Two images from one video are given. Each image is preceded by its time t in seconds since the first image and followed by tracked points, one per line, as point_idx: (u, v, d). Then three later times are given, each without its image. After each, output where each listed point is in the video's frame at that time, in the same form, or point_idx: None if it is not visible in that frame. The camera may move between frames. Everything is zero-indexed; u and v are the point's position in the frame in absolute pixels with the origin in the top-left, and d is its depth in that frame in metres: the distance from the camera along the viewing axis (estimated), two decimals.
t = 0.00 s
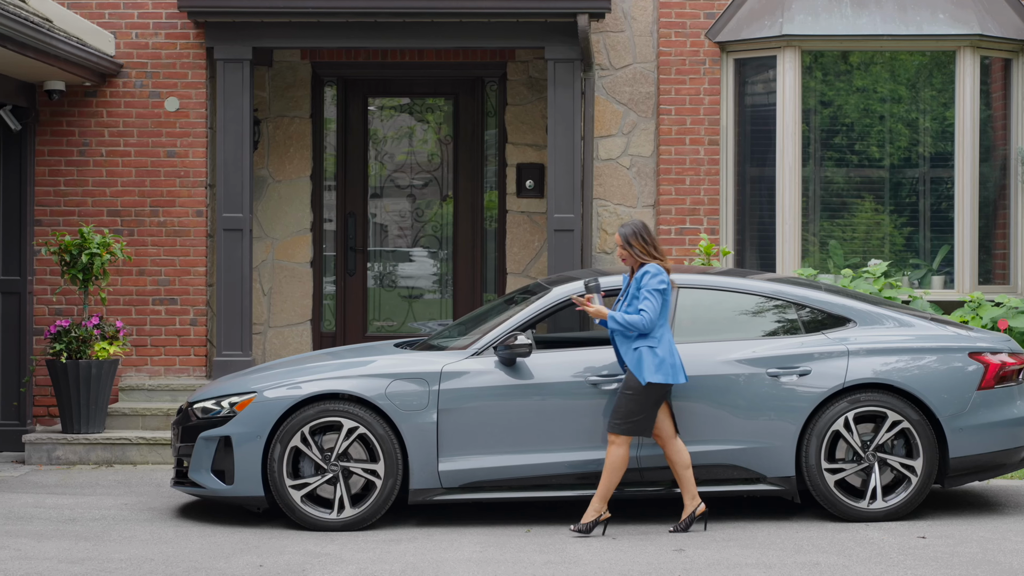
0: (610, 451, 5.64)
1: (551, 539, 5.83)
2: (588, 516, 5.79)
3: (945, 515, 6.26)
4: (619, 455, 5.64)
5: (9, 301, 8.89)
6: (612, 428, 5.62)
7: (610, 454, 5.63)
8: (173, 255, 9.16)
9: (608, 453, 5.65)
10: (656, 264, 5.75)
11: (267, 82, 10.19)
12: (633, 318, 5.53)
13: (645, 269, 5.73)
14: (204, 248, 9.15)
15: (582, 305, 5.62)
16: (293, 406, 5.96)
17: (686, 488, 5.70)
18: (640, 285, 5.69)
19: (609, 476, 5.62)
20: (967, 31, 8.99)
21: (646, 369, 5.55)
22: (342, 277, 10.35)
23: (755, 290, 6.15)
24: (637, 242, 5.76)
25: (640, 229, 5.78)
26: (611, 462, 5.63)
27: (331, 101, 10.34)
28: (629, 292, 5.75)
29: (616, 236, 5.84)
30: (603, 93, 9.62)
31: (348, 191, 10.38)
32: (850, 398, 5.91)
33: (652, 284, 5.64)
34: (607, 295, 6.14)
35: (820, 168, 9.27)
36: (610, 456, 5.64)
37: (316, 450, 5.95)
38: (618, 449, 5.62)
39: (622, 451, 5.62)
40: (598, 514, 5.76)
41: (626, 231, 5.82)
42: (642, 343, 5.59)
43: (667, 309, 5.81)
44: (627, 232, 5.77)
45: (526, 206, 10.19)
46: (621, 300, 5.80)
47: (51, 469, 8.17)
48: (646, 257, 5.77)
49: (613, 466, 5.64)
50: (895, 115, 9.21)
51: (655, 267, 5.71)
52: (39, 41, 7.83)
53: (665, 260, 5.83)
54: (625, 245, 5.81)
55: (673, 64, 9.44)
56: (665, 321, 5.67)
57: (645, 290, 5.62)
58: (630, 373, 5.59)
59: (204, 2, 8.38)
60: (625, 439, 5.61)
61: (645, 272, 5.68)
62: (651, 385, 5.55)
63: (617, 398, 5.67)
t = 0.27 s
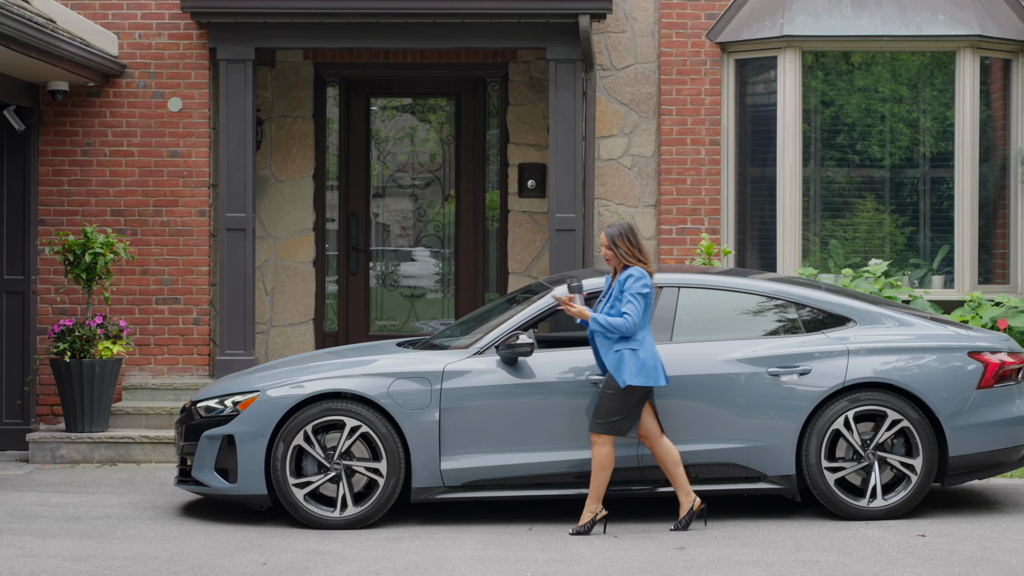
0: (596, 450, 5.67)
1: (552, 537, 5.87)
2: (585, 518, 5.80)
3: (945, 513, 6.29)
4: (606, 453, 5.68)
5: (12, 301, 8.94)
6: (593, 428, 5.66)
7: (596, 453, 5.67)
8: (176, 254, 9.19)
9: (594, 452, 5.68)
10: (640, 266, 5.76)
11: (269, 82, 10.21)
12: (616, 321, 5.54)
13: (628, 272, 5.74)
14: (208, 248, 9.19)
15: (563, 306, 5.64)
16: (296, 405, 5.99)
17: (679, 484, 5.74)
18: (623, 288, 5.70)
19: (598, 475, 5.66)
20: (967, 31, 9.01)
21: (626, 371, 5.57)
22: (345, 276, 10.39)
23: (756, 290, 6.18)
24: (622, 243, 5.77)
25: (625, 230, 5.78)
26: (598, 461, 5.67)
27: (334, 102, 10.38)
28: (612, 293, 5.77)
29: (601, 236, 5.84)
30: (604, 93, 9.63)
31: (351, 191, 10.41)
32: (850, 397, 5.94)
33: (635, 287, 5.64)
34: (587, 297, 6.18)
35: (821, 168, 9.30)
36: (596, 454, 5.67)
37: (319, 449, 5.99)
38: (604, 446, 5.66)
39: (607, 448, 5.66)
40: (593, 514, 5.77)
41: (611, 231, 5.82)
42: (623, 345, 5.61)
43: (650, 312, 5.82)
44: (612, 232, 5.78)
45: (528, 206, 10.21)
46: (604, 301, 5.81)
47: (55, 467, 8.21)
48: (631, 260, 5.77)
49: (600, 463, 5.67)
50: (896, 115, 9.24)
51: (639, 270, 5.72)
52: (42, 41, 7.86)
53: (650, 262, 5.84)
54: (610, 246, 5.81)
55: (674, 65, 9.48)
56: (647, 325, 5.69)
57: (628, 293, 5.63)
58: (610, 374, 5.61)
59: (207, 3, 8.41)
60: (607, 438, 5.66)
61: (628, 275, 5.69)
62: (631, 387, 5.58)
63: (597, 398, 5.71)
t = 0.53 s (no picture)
0: (589, 448, 5.74)
1: (554, 535, 5.90)
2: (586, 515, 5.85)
3: (945, 512, 6.32)
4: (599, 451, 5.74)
5: (16, 300, 9.03)
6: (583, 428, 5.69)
7: (591, 451, 5.73)
8: (179, 254, 9.23)
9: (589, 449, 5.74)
10: (623, 264, 5.81)
11: (272, 82, 10.24)
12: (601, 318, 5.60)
13: (611, 270, 5.81)
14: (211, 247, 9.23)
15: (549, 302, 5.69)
16: (299, 404, 6.03)
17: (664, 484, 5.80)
18: (608, 286, 5.76)
19: (596, 474, 5.72)
20: (967, 32, 9.04)
21: (610, 368, 5.62)
22: (347, 276, 10.42)
23: (757, 290, 6.21)
24: (607, 241, 5.83)
25: (611, 229, 5.85)
26: (593, 459, 5.72)
27: (337, 102, 10.42)
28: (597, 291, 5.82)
29: (587, 233, 5.90)
30: (606, 93, 9.65)
31: (353, 191, 10.45)
32: (850, 396, 5.97)
33: (621, 285, 5.71)
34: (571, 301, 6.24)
35: (822, 168, 9.33)
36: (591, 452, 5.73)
37: (322, 447, 6.03)
38: (598, 445, 5.72)
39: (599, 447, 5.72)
40: (596, 512, 5.80)
41: (596, 229, 5.89)
42: (607, 342, 5.66)
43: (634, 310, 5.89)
44: (597, 230, 5.84)
45: (529, 206, 10.22)
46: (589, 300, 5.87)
47: (58, 466, 8.25)
48: (615, 257, 5.83)
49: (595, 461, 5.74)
50: (897, 115, 9.27)
51: (623, 267, 5.78)
52: (47, 42, 7.90)
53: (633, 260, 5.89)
54: (596, 243, 5.87)
55: (676, 65, 9.51)
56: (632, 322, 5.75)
57: (614, 291, 5.70)
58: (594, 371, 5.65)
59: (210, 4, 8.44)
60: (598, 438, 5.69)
61: (613, 272, 5.76)
62: (616, 385, 5.63)
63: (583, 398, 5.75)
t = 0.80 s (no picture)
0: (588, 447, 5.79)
1: (557, 533, 5.93)
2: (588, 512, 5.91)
3: (946, 511, 6.35)
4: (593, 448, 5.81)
5: (21, 299, 9.04)
6: (579, 428, 5.73)
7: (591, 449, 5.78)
8: (183, 254, 9.26)
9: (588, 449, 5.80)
10: (613, 261, 5.86)
11: (275, 83, 10.27)
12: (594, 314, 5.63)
13: (602, 268, 5.86)
14: (215, 247, 9.27)
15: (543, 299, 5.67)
16: (304, 402, 6.06)
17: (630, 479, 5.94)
18: (600, 283, 5.80)
19: (595, 472, 5.78)
20: (968, 33, 9.07)
21: (603, 365, 5.67)
22: (350, 275, 10.46)
23: (759, 289, 6.25)
24: (597, 238, 5.86)
25: (600, 226, 5.88)
26: (592, 458, 5.78)
27: (340, 102, 10.45)
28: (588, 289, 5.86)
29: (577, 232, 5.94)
30: (608, 93, 9.68)
31: (356, 191, 10.49)
32: (851, 395, 6.00)
33: (612, 282, 5.75)
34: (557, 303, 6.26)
35: (823, 168, 9.36)
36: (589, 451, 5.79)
37: (326, 446, 6.06)
38: (598, 443, 5.78)
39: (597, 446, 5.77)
40: (598, 510, 5.85)
41: (584, 227, 5.91)
42: (599, 339, 5.71)
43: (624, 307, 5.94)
44: (586, 229, 5.87)
45: (532, 206, 10.26)
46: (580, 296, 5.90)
47: (63, 465, 8.29)
48: (605, 256, 5.87)
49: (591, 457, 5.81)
50: (898, 115, 9.31)
51: (614, 266, 5.82)
52: (52, 43, 7.94)
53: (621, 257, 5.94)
54: (585, 241, 5.90)
55: (677, 65, 9.55)
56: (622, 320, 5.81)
57: (605, 288, 5.73)
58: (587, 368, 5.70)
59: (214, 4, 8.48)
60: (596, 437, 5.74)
61: (605, 270, 5.80)
62: (610, 383, 5.69)
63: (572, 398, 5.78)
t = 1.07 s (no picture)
0: (588, 446, 5.84)
1: (560, 532, 5.97)
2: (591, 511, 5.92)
3: (948, 509, 6.38)
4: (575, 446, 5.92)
5: (26, 299, 9.08)
6: (580, 427, 5.77)
7: (591, 447, 5.83)
8: (187, 253, 9.30)
9: (587, 447, 5.84)
10: (607, 259, 5.89)
11: (279, 83, 10.31)
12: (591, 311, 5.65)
13: (596, 266, 5.89)
14: (218, 247, 9.29)
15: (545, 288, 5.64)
16: (308, 401, 6.09)
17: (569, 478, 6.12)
18: (596, 280, 5.84)
19: (598, 472, 5.81)
20: (969, 34, 9.09)
21: (601, 363, 5.71)
22: (353, 274, 10.49)
23: (760, 289, 6.28)
24: (590, 237, 5.89)
25: (594, 225, 5.90)
26: (594, 456, 5.82)
27: (343, 102, 10.48)
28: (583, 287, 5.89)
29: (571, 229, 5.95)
30: (611, 94, 9.71)
31: (359, 191, 10.51)
32: (853, 394, 6.03)
33: (608, 281, 5.77)
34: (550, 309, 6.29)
35: (825, 168, 9.39)
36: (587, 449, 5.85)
37: (330, 445, 6.09)
38: (597, 441, 5.84)
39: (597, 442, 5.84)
40: (601, 509, 5.88)
41: (577, 225, 5.93)
42: (596, 336, 5.74)
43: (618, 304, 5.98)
44: (579, 227, 5.88)
45: (534, 205, 10.30)
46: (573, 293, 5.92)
47: (67, 463, 8.33)
48: (599, 253, 5.90)
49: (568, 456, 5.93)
50: (899, 115, 9.33)
51: (610, 263, 5.84)
52: (57, 44, 7.99)
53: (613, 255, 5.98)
54: (578, 239, 5.92)
55: (680, 66, 9.57)
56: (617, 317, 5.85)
57: (601, 287, 5.76)
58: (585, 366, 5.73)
59: (218, 5, 8.51)
60: (596, 435, 5.81)
61: (601, 269, 5.82)
62: (608, 381, 5.74)
63: (567, 396, 5.80)
